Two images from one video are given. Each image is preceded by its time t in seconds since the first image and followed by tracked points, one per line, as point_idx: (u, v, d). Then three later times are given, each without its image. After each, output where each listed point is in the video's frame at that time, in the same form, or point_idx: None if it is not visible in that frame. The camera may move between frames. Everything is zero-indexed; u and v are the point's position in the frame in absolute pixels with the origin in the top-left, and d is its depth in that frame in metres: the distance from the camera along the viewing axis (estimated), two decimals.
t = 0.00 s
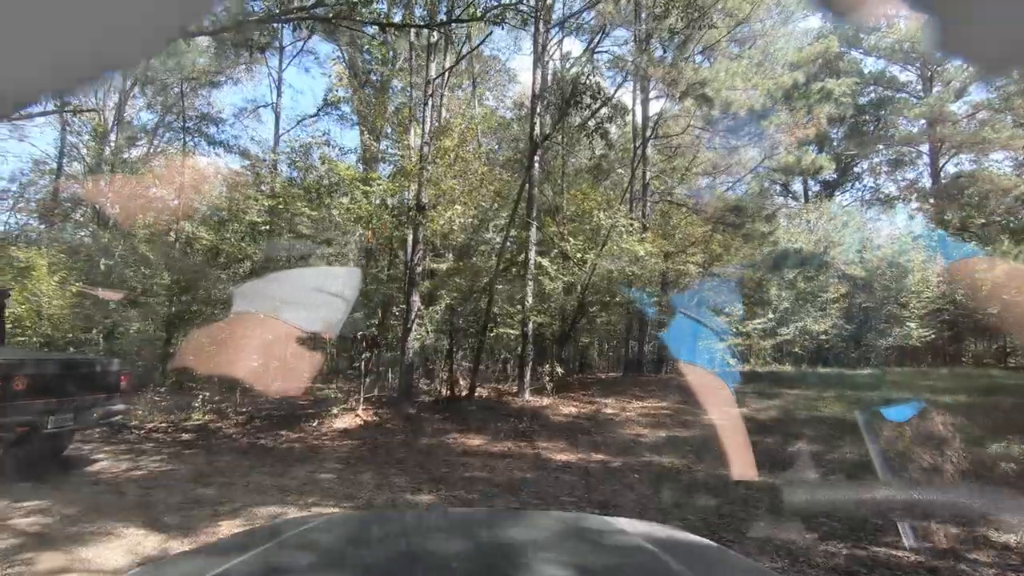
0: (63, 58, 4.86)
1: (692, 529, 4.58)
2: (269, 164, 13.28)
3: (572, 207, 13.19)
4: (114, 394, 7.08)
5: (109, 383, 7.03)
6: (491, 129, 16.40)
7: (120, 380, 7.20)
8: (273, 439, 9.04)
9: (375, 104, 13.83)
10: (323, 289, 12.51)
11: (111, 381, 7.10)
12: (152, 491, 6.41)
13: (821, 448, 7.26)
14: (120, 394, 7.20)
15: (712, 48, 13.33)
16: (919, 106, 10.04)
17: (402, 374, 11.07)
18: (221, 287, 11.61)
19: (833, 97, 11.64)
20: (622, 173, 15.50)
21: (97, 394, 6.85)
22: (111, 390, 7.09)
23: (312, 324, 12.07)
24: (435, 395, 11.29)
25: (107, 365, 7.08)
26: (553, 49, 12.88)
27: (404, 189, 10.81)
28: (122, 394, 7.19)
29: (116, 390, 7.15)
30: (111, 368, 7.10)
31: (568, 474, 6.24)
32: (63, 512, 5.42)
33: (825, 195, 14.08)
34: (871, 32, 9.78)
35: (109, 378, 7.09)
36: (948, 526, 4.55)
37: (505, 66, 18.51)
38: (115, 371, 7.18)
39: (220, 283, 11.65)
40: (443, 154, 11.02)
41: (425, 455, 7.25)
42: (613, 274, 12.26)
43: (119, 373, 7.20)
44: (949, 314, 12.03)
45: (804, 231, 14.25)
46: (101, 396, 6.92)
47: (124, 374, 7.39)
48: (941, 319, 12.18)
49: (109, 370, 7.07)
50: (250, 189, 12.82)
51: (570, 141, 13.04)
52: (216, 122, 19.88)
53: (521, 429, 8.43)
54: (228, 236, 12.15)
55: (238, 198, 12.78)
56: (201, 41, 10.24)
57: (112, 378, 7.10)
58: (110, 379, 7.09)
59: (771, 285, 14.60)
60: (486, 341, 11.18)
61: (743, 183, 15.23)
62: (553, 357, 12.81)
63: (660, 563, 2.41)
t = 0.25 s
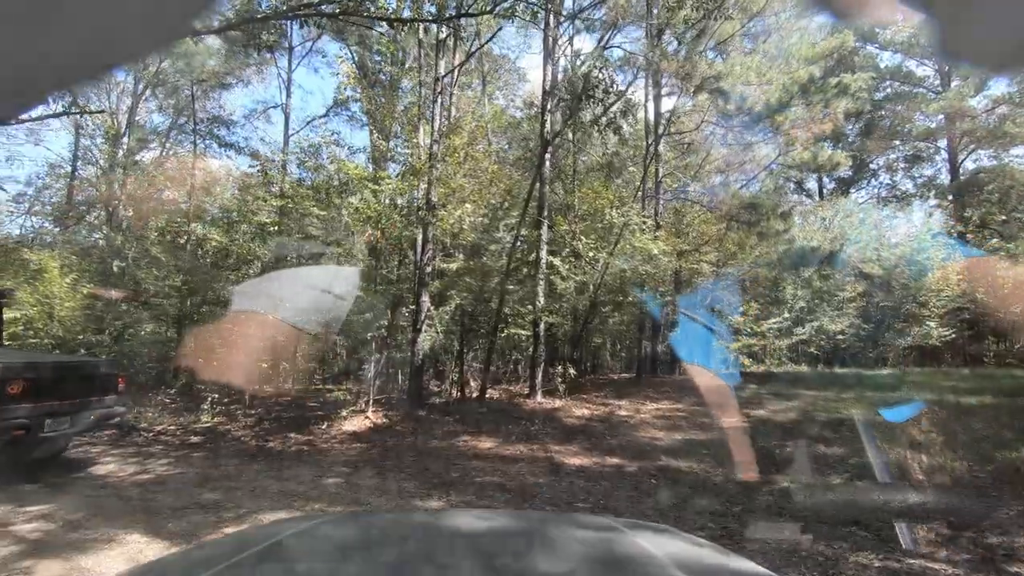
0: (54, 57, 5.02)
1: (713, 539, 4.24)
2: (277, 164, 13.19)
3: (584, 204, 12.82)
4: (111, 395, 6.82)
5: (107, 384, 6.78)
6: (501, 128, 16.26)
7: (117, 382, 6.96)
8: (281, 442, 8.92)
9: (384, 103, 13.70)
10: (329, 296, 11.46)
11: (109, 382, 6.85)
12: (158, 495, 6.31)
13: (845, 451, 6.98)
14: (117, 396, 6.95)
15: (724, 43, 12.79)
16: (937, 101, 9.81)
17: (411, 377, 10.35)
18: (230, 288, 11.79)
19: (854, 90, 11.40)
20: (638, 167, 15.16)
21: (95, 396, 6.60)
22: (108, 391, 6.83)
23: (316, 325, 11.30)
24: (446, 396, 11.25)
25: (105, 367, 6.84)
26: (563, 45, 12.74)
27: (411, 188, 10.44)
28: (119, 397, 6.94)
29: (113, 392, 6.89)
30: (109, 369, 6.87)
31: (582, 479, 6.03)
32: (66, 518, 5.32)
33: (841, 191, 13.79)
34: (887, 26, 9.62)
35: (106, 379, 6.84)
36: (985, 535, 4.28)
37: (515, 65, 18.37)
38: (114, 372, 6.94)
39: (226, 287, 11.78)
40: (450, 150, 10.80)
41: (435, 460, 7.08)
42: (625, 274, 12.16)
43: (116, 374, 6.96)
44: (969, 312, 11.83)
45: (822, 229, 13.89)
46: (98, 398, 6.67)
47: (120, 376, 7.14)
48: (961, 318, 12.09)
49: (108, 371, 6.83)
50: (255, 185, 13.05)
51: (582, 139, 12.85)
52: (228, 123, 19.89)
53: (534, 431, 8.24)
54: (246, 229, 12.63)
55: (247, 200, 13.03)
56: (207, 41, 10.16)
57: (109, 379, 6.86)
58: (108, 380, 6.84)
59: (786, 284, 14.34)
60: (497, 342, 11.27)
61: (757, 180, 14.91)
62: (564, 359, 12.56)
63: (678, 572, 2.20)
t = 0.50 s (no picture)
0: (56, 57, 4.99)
1: (740, 550, 4.04)
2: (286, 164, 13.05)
3: (595, 203, 12.62)
4: (108, 399, 6.72)
5: (105, 388, 6.68)
6: (512, 127, 16.11)
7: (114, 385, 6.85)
8: (290, 445, 8.78)
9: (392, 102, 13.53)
10: (336, 299, 10.97)
11: (105, 385, 6.75)
12: (163, 501, 6.18)
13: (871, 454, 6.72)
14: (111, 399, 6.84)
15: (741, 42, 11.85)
16: (958, 94, 9.52)
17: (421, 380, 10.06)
18: (241, 289, 11.71)
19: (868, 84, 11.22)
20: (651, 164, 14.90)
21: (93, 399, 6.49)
22: (104, 394, 6.74)
23: (326, 328, 11.02)
24: (457, 398, 11.12)
25: (103, 369, 6.73)
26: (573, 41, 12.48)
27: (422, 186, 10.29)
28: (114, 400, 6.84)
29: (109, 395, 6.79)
30: (107, 372, 6.76)
31: (597, 484, 5.82)
32: (68, 525, 5.19)
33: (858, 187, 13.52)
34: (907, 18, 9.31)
35: (103, 382, 6.73)
36: None
37: (524, 64, 18.23)
38: (111, 375, 6.83)
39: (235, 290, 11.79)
40: (461, 148, 10.39)
41: (446, 464, 6.90)
42: (639, 274, 11.91)
43: (113, 377, 6.84)
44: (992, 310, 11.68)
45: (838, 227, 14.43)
46: (95, 401, 6.56)
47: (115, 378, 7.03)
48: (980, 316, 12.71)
49: (106, 374, 6.72)
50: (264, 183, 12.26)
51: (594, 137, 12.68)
52: (238, 125, 19.86)
53: (547, 434, 8.04)
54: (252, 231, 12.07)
55: (254, 201, 12.29)
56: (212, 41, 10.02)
57: (106, 382, 6.75)
58: (105, 383, 6.74)
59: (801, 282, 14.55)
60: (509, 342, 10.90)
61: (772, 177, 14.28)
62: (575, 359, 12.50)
63: None
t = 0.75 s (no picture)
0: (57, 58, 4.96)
1: (766, 561, 3.83)
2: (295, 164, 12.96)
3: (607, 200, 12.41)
4: (109, 402, 6.63)
5: (106, 391, 6.58)
6: (523, 126, 15.95)
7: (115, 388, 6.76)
8: (299, 449, 8.64)
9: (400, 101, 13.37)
10: (345, 301, 11.20)
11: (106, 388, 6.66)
12: (169, 507, 6.05)
13: (900, 456, 6.45)
14: (112, 402, 6.75)
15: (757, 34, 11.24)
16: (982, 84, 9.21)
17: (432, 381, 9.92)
18: (252, 291, 11.50)
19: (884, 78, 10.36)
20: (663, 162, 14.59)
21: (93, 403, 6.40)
22: (105, 397, 6.65)
23: (337, 330, 11.24)
24: (469, 400, 10.89)
25: (105, 372, 6.64)
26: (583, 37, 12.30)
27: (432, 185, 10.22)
28: (116, 403, 6.75)
29: (110, 398, 6.70)
30: (109, 375, 6.67)
31: (614, 490, 5.62)
32: (71, 533, 5.07)
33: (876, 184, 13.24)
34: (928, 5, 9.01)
35: (104, 385, 6.64)
36: None
37: (534, 62, 18.09)
38: (112, 378, 6.74)
39: (246, 292, 11.50)
40: (472, 144, 10.16)
41: (457, 468, 6.72)
42: (651, 272, 11.78)
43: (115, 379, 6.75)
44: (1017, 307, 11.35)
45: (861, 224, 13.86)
46: (96, 405, 6.47)
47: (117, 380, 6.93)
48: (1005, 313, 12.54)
49: (108, 377, 6.63)
50: (269, 187, 11.80)
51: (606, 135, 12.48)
52: (248, 127, 19.85)
53: (561, 437, 7.84)
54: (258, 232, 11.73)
55: (258, 203, 11.95)
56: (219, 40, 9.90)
57: (108, 385, 6.66)
58: (107, 386, 6.65)
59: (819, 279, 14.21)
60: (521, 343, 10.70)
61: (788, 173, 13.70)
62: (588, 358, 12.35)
63: None
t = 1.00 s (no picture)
0: (50, 57, 4.99)
1: (797, 572, 3.61)
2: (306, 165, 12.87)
3: (620, 198, 12.22)
4: (109, 405, 6.55)
5: (107, 394, 6.50)
6: (534, 124, 15.77)
7: (116, 390, 6.67)
8: (309, 452, 8.52)
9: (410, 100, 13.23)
10: (356, 302, 10.75)
11: (107, 391, 6.57)
12: (175, 513, 5.92)
13: (929, 459, 6.20)
14: (113, 405, 6.67)
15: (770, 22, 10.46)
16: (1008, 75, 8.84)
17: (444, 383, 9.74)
18: (264, 293, 11.39)
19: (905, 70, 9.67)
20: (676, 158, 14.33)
21: (94, 406, 6.32)
22: (106, 400, 6.57)
23: (347, 331, 10.71)
24: (481, 402, 10.50)
25: (106, 374, 6.55)
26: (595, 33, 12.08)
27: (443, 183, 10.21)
28: (117, 405, 6.67)
29: (111, 401, 6.62)
30: (110, 377, 6.58)
31: (632, 495, 5.42)
32: (74, 541, 4.95)
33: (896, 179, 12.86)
34: None
35: (105, 388, 6.56)
36: None
37: (545, 60, 17.90)
38: (113, 380, 6.65)
39: (260, 293, 11.42)
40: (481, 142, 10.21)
41: (469, 472, 6.55)
42: (667, 271, 11.44)
43: (116, 382, 6.66)
44: None
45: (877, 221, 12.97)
46: (96, 408, 6.40)
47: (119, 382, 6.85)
48: None
49: (108, 379, 6.54)
50: (277, 186, 11.41)
51: (618, 132, 12.30)
52: (259, 129, 19.83)
53: (576, 440, 7.64)
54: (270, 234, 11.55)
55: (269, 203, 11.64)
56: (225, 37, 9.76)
57: (108, 388, 6.58)
58: (107, 389, 6.56)
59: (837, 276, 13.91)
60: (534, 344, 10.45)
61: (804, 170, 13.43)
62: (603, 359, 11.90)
63: None
